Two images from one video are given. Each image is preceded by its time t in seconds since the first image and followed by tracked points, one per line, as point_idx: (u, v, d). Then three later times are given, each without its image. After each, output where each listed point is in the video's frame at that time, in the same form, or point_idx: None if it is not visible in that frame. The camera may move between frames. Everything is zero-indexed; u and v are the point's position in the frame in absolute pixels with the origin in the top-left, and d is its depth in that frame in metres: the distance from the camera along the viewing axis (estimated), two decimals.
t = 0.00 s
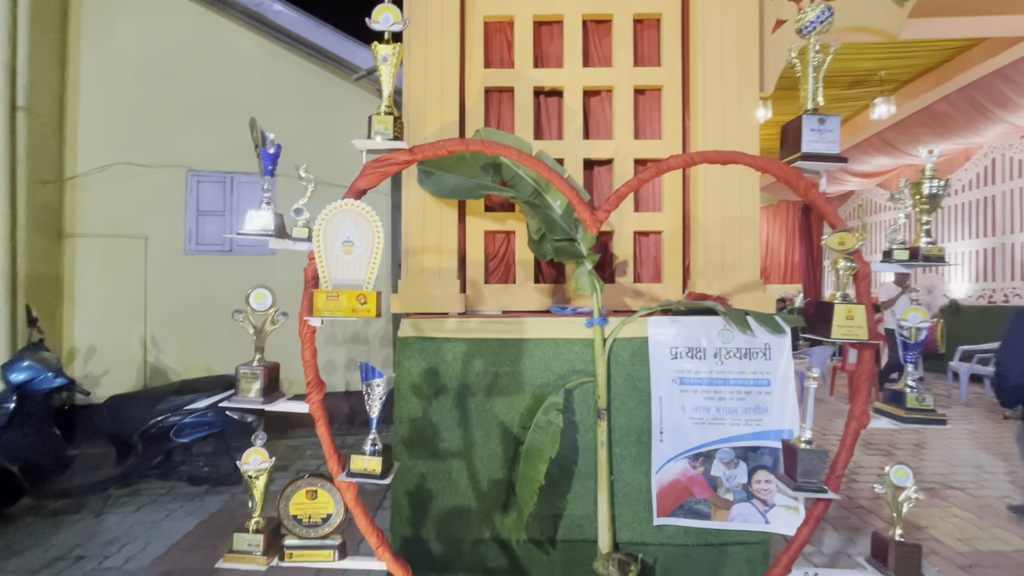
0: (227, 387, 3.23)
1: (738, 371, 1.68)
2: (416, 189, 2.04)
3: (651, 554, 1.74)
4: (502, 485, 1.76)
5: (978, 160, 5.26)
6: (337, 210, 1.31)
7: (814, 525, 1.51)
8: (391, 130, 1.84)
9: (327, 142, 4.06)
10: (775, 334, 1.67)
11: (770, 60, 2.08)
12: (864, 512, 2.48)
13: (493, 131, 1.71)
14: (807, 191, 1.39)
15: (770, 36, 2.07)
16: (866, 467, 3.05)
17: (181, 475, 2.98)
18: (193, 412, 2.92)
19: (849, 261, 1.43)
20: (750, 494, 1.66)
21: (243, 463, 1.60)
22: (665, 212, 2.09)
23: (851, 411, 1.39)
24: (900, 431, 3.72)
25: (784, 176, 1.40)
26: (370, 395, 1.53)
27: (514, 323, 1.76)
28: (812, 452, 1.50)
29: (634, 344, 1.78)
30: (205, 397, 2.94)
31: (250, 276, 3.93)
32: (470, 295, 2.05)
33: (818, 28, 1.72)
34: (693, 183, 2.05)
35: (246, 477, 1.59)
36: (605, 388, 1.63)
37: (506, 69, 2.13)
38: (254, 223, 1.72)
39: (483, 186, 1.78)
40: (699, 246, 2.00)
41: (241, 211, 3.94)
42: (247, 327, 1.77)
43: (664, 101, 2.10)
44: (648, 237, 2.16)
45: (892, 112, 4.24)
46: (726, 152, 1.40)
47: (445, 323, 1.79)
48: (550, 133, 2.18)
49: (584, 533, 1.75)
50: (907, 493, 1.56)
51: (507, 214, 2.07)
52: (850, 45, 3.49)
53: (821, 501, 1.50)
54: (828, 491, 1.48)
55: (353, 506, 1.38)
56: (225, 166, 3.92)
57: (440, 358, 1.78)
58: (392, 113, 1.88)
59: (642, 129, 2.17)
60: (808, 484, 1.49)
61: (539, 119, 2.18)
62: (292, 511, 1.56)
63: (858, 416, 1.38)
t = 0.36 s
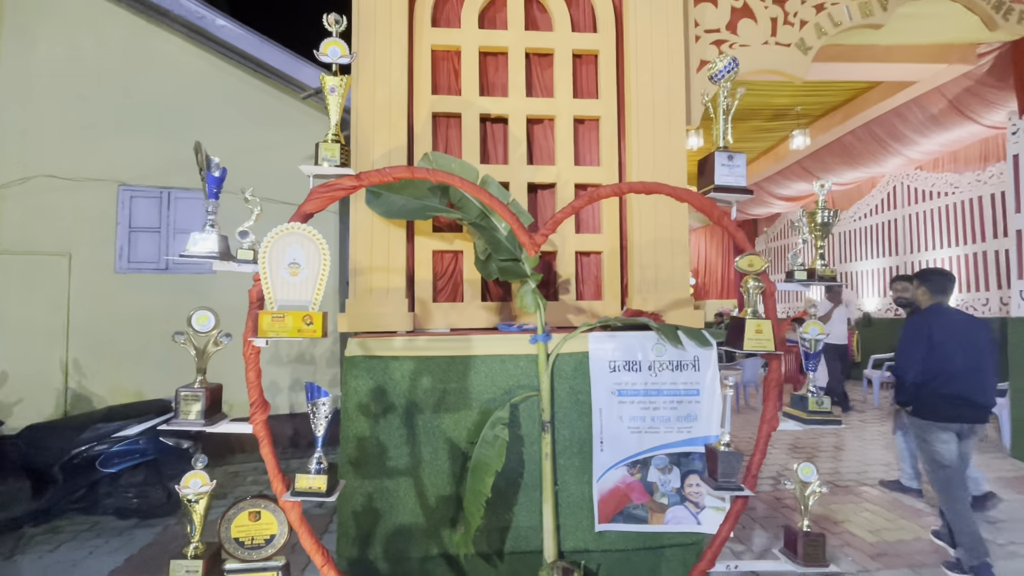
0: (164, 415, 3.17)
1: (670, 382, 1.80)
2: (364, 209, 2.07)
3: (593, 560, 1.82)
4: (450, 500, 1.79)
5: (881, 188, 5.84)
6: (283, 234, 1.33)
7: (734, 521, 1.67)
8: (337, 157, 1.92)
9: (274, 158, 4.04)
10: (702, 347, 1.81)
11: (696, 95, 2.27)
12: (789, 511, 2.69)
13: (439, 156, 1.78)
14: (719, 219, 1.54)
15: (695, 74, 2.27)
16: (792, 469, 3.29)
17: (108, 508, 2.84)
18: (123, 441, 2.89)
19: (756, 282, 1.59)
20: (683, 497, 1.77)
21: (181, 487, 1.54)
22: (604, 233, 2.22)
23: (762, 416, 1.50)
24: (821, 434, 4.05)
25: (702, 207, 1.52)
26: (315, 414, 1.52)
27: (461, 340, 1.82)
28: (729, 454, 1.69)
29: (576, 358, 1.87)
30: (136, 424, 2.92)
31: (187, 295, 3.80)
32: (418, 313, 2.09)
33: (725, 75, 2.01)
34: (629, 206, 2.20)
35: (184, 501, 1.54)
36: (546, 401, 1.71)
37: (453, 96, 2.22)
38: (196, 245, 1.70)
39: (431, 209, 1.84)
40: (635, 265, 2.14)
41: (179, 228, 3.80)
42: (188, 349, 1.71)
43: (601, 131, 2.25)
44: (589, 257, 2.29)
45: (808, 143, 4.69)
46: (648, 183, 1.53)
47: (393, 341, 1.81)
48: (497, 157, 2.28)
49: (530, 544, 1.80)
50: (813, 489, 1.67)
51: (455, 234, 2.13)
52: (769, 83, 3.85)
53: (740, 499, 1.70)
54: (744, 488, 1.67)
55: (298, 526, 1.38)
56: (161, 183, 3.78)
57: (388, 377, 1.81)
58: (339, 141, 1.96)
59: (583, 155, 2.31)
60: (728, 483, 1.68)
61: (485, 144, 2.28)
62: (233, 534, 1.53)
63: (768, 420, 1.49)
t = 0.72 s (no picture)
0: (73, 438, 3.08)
1: (602, 389, 1.90)
2: (303, 220, 2.06)
3: (530, 565, 1.87)
4: (387, 512, 1.79)
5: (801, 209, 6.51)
6: (212, 243, 1.32)
7: (654, 515, 1.76)
8: (271, 170, 1.89)
9: (210, 164, 3.89)
10: (632, 355, 1.92)
11: (627, 120, 2.43)
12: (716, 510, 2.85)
13: (381, 169, 1.81)
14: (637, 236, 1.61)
15: (626, 100, 2.43)
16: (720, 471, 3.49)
17: (10, 542, 2.64)
18: (32, 465, 2.77)
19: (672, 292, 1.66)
20: (614, 498, 1.86)
21: (95, 504, 1.51)
22: (542, 248, 2.31)
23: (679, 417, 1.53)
24: (748, 437, 4.32)
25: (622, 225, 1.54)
26: (243, 425, 1.51)
27: (400, 352, 1.83)
28: (649, 451, 1.74)
29: (513, 367, 1.94)
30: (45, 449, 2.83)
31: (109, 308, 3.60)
32: (358, 325, 2.08)
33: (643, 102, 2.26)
34: (566, 222, 2.31)
35: (98, 518, 1.51)
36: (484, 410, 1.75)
37: (395, 112, 2.26)
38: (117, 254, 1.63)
39: (372, 222, 1.85)
40: (571, 278, 2.25)
41: (101, 238, 3.58)
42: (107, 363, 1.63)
43: (539, 150, 2.36)
44: (528, 270, 2.37)
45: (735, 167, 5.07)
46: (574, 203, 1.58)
47: (330, 353, 1.81)
48: (439, 172, 2.33)
49: (468, 553, 1.82)
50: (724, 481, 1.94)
51: (396, 247, 2.16)
52: (698, 111, 4.15)
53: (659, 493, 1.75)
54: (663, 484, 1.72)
55: (224, 539, 1.33)
56: (83, 189, 3.57)
57: (324, 390, 1.80)
58: (274, 155, 1.93)
59: (522, 172, 2.40)
60: (648, 480, 1.73)
61: (427, 159, 2.32)
62: (153, 552, 1.47)
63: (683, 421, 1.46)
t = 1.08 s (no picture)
0: None
1: (501, 412, 1.94)
2: (190, 241, 1.95)
3: None
4: (273, 550, 1.70)
5: (696, 240, 7.13)
6: (68, 269, 1.24)
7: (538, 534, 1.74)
8: (142, 194, 1.75)
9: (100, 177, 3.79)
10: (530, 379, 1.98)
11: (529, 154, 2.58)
12: (614, 525, 2.99)
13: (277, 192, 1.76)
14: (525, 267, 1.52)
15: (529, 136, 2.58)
16: (621, 487, 3.67)
17: None
18: None
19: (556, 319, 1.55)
20: (510, 520, 1.89)
21: None
22: (446, 274, 2.36)
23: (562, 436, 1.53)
24: (649, 453, 4.59)
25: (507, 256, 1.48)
26: (97, 465, 1.37)
27: (292, 380, 1.78)
28: (533, 471, 1.77)
29: (413, 393, 1.94)
30: None
31: None
32: (249, 352, 1.99)
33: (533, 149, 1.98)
34: (470, 249, 2.38)
35: None
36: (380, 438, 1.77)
37: (298, 134, 2.23)
38: None
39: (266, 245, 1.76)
40: (474, 304, 2.31)
41: None
42: None
43: (445, 179, 2.42)
44: (433, 295, 2.40)
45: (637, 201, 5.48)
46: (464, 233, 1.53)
47: (213, 383, 1.71)
48: (343, 197, 2.31)
49: None
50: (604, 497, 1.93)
51: (294, 271, 2.10)
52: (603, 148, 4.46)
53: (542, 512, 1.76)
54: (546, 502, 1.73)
55: None
56: None
57: (206, 423, 1.69)
58: (146, 179, 1.79)
59: (427, 200, 2.45)
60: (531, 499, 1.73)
61: (331, 183, 2.30)
62: None
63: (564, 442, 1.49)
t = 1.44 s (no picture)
0: None
1: (415, 449, 1.92)
2: (75, 273, 1.81)
3: None
4: None
5: (618, 271, 7.50)
6: None
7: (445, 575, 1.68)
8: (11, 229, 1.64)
9: None
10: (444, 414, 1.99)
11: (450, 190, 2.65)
12: (534, 557, 3.00)
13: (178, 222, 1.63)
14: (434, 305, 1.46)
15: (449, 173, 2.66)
16: (544, 517, 3.69)
17: None
18: None
19: (464, 355, 1.53)
20: (423, 560, 1.85)
21: None
22: (363, 307, 2.33)
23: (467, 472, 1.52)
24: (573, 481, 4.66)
25: (416, 294, 1.42)
26: None
27: (187, 423, 1.66)
28: (438, 510, 1.77)
29: (322, 432, 1.88)
30: None
31: None
32: (140, 393, 1.85)
33: (443, 188, 2.01)
34: (388, 282, 2.38)
35: None
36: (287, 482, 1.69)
37: (206, 162, 2.15)
38: None
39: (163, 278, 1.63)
40: (391, 338, 2.29)
41: None
42: None
43: (364, 212, 2.42)
44: (349, 328, 2.36)
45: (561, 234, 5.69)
46: (363, 270, 1.42)
47: (94, 429, 1.57)
48: (254, 228, 2.24)
49: None
50: (512, 533, 1.68)
51: (196, 304, 1.99)
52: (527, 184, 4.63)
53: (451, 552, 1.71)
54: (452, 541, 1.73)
55: None
56: None
57: (82, 473, 1.54)
58: (17, 211, 1.68)
59: (345, 232, 2.42)
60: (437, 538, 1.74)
61: (241, 213, 2.23)
62: None
63: (470, 479, 1.51)
